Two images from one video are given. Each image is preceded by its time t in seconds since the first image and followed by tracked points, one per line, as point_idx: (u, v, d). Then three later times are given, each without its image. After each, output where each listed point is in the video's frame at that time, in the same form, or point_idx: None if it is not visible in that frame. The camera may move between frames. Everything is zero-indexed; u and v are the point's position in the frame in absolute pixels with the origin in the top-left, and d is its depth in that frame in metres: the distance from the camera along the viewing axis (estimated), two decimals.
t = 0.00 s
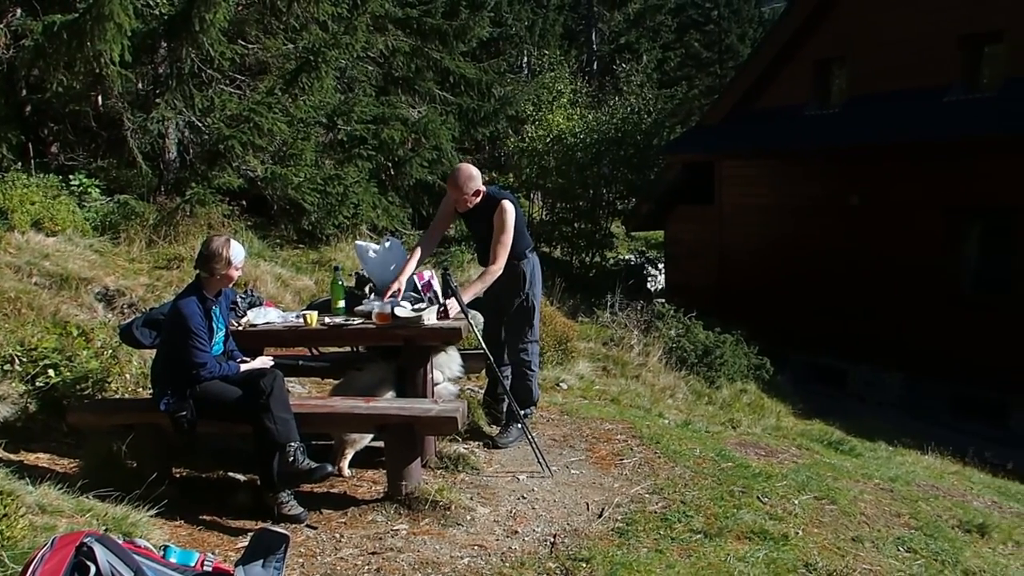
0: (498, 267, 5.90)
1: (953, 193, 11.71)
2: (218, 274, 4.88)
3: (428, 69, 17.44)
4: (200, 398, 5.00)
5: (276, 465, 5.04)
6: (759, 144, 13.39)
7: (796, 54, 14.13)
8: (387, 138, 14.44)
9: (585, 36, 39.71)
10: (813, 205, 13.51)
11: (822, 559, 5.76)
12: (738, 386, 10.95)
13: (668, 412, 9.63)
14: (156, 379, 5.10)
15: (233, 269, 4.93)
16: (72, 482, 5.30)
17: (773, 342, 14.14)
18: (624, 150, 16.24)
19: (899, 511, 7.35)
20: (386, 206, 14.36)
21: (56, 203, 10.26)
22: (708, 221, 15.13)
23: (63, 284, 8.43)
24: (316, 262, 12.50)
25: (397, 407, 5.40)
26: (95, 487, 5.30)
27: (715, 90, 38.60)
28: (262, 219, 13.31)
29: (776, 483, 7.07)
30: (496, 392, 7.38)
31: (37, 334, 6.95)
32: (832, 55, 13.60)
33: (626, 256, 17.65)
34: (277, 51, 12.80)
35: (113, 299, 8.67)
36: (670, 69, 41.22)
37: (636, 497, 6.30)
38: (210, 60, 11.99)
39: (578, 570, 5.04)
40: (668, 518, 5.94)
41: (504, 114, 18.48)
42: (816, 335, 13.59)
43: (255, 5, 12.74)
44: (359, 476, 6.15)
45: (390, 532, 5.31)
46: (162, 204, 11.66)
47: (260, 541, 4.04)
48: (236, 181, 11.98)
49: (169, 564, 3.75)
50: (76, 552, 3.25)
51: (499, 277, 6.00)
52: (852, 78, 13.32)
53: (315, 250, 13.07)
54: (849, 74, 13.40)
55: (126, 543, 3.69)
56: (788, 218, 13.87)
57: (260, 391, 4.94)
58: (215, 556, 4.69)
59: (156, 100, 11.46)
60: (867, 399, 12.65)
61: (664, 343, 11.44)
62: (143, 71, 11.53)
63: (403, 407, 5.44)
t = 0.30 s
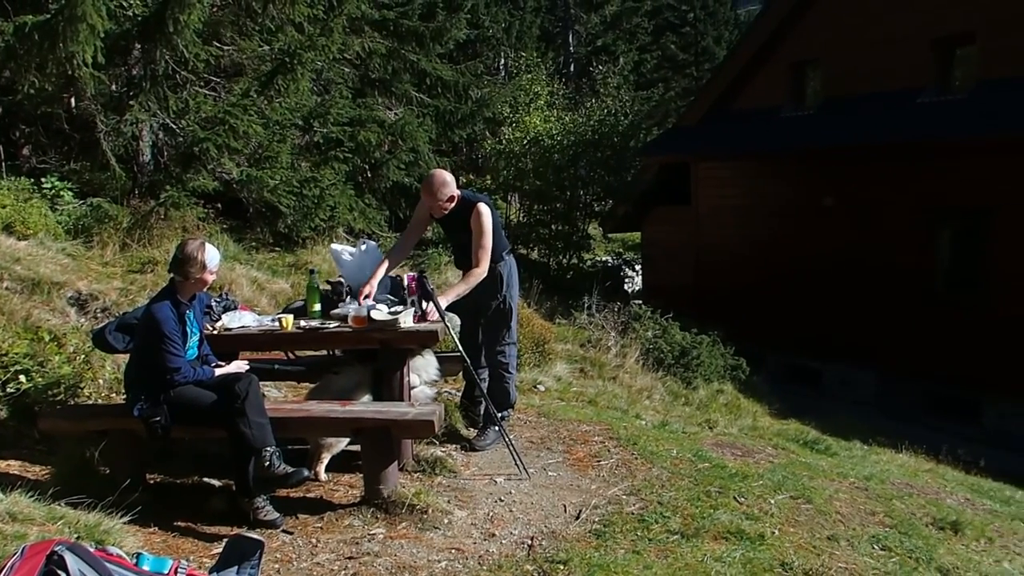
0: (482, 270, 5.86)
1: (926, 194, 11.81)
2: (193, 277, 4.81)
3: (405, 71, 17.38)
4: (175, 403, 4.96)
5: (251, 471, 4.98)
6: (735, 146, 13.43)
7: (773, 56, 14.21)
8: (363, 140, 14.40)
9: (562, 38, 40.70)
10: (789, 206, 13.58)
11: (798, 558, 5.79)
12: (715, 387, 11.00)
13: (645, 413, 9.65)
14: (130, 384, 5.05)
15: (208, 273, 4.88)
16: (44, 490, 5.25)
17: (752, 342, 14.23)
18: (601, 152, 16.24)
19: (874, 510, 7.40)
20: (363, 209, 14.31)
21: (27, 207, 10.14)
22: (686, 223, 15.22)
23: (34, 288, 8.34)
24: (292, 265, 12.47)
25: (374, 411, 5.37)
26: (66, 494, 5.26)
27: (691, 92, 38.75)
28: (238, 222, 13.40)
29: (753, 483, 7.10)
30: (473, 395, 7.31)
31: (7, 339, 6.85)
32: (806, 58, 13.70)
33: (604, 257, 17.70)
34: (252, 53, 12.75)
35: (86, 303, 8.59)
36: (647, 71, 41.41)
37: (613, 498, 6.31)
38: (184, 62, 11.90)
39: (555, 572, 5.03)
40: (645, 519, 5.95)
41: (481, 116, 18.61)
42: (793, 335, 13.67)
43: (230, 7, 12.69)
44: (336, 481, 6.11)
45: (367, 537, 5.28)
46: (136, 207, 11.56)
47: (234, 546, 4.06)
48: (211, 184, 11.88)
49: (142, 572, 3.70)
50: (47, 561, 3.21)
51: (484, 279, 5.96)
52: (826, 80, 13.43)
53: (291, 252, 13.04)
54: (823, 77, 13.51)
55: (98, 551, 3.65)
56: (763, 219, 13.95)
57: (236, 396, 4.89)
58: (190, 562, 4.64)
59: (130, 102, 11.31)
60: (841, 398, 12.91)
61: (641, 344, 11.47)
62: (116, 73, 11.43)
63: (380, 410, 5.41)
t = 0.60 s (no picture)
0: (444, 275, 5.90)
1: (878, 200, 11.98)
2: (142, 289, 4.69)
3: (360, 78, 17.24)
4: (125, 418, 4.83)
5: (202, 485, 4.88)
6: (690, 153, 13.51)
7: (726, 65, 14.36)
8: (318, 149, 14.22)
9: (517, 47, 41.28)
10: (744, 213, 13.68)
11: (754, 563, 5.82)
12: (672, 394, 11.04)
13: (603, 420, 9.66)
14: (77, 399, 4.90)
15: (159, 284, 4.77)
16: None
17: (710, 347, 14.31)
18: (557, 160, 16.33)
19: (829, 513, 7.46)
20: (318, 218, 14.17)
21: None
22: (641, 231, 15.22)
23: None
24: (246, 275, 12.35)
25: (329, 423, 5.27)
26: (10, 513, 5.10)
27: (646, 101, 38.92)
28: (190, 231, 13.18)
29: (709, 488, 7.13)
30: (430, 405, 7.32)
31: None
32: (758, 66, 13.88)
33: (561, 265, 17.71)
34: (205, 60, 12.46)
35: (32, 316, 8.38)
36: (603, 80, 41.68)
37: (571, 507, 6.28)
38: (135, 70, 11.67)
39: None
40: (603, 527, 5.93)
41: (438, 125, 18.73)
42: (750, 340, 13.80)
43: (181, 13, 12.46)
44: (290, 494, 6.00)
45: (323, 551, 5.18)
46: (86, 218, 11.34)
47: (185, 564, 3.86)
48: (162, 193, 11.68)
49: None
50: None
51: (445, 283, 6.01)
52: (777, 88, 13.61)
53: (245, 263, 12.98)
54: (774, 85, 13.69)
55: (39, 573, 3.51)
56: (719, 226, 14.06)
57: (187, 410, 4.78)
58: None
59: (78, 110, 11.02)
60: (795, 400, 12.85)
61: (599, 352, 11.48)
62: (65, 81, 11.15)
63: (335, 423, 5.32)
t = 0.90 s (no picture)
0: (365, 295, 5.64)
1: (826, 216, 12.17)
2: (86, 304, 4.56)
3: (312, 92, 17.11)
4: (67, 436, 4.65)
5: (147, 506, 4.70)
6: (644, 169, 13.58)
7: (677, 83, 14.51)
8: (269, 162, 14.11)
9: (471, 61, 40.41)
10: (696, 229, 13.80)
11: None
12: (624, 409, 11.06)
13: (556, 435, 9.63)
14: (17, 417, 4.69)
15: (103, 300, 4.64)
16: None
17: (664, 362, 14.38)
18: (510, 176, 16.14)
19: (779, 526, 7.51)
20: (269, 232, 14.02)
21: None
22: (596, 244, 15.31)
23: None
24: (195, 290, 12.19)
25: (277, 440, 5.15)
26: None
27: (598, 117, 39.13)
28: (137, 245, 12.97)
29: (661, 504, 7.13)
30: (382, 422, 7.18)
31: None
32: (707, 84, 14.07)
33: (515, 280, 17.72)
34: (153, 72, 12.33)
35: None
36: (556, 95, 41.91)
37: (523, 523, 6.23)
38: (80, 81, 11.50)
39: None
40: (555, 544, 5.89)
41: (391, 139, 18.56)
42: (703, 354, 13.91)
43: (130, 24, 12.30)
44: (238, 513, 5.85)
45: (271, 571, 5.06)
46: (29, 231, 11.10)
47: None
48: (108, 206, 11.44)
49: None
50: None
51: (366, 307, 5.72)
52: (727, 106, 13.79)
53: (194, 277, 12.87)
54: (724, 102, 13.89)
55: None
56: (671, 242, 14.16)
57: (132, 427, 4.63)
58: None
59: (21, 121, 10.81)
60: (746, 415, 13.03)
61: (551, 367, 11.46)
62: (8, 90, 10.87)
63: (284, 439, 5.20)
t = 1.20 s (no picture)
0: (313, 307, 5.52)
1: (779, 234, 12.31)
2: (31, 318, 4.47)
3: (267, 104, 16.96)
4: (9, 452, 4.47)
5: (91, 523, 4.52)
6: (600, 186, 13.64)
7: (633, 100, 14.63)
8: (223, 174, 14.10)
9: (428, 75, 39.42)
10: (652, 245, 13.88)
11: None
12: (579, 424, 11.05)
13: (510, 451, 9.58)
14: None
15: (49, 313, 4.54)
16: None
17: (622, 376, 14.44)
18: (466, 191, 16.27)
19: (731, 542, 7.53)
20: (222, 244, 13.88)
21: None
22: (551, 261, 15.31)
23: None
24: (145, 303, 11.99)
25: (228, 456, 5.02)
26: None
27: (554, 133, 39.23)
28: (86, 257, 12.77)
29: (615, 519, 7.12)
30: (335, 437, 6.92)
31: None
32: (663, 102, 14.20)
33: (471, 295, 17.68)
34: (105, 82, 12.12)
35: None
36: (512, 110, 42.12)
37: (476, 540, 6.17)
38: (29, 90, 11.37)
39: None
40: (508, 561, 5.85)
41: (346, 152, 18.58)
42: (660, 370, 13.96)
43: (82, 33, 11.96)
44: (187, 530, 5.72)
45: None
46: None
47: None
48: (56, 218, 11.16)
49: None
50: None
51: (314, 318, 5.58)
52: (683, 123, 13.93)
53: (144, 290, 12.68)
54: (679, 120, 14.01)
55: None
56: (627, 258, 14.23)
57: (78, 443, 4.47)
58: None
59: None
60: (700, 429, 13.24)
61: (506, 382, 11.43)
62: None
63: (233, 456, 5.06)
